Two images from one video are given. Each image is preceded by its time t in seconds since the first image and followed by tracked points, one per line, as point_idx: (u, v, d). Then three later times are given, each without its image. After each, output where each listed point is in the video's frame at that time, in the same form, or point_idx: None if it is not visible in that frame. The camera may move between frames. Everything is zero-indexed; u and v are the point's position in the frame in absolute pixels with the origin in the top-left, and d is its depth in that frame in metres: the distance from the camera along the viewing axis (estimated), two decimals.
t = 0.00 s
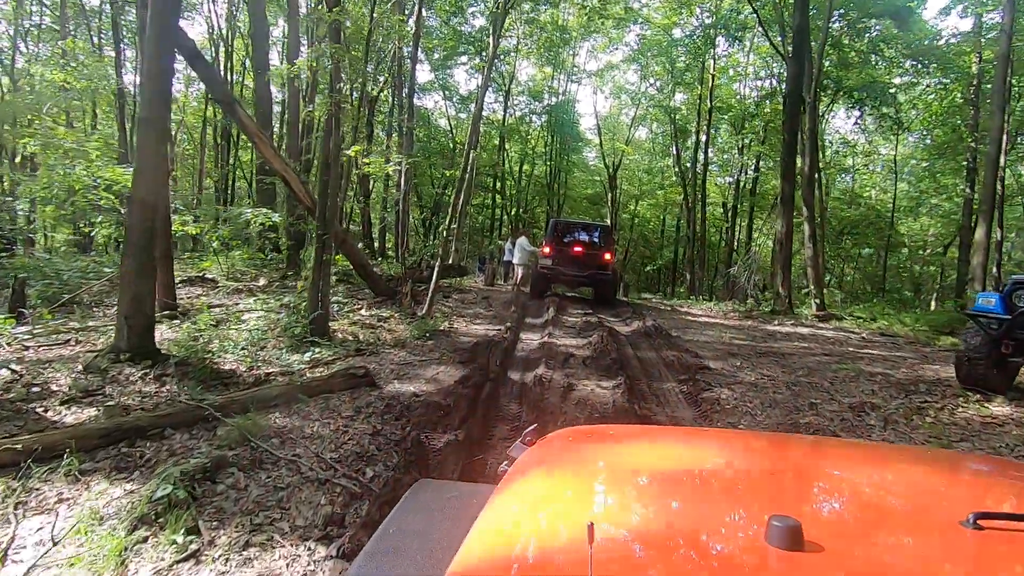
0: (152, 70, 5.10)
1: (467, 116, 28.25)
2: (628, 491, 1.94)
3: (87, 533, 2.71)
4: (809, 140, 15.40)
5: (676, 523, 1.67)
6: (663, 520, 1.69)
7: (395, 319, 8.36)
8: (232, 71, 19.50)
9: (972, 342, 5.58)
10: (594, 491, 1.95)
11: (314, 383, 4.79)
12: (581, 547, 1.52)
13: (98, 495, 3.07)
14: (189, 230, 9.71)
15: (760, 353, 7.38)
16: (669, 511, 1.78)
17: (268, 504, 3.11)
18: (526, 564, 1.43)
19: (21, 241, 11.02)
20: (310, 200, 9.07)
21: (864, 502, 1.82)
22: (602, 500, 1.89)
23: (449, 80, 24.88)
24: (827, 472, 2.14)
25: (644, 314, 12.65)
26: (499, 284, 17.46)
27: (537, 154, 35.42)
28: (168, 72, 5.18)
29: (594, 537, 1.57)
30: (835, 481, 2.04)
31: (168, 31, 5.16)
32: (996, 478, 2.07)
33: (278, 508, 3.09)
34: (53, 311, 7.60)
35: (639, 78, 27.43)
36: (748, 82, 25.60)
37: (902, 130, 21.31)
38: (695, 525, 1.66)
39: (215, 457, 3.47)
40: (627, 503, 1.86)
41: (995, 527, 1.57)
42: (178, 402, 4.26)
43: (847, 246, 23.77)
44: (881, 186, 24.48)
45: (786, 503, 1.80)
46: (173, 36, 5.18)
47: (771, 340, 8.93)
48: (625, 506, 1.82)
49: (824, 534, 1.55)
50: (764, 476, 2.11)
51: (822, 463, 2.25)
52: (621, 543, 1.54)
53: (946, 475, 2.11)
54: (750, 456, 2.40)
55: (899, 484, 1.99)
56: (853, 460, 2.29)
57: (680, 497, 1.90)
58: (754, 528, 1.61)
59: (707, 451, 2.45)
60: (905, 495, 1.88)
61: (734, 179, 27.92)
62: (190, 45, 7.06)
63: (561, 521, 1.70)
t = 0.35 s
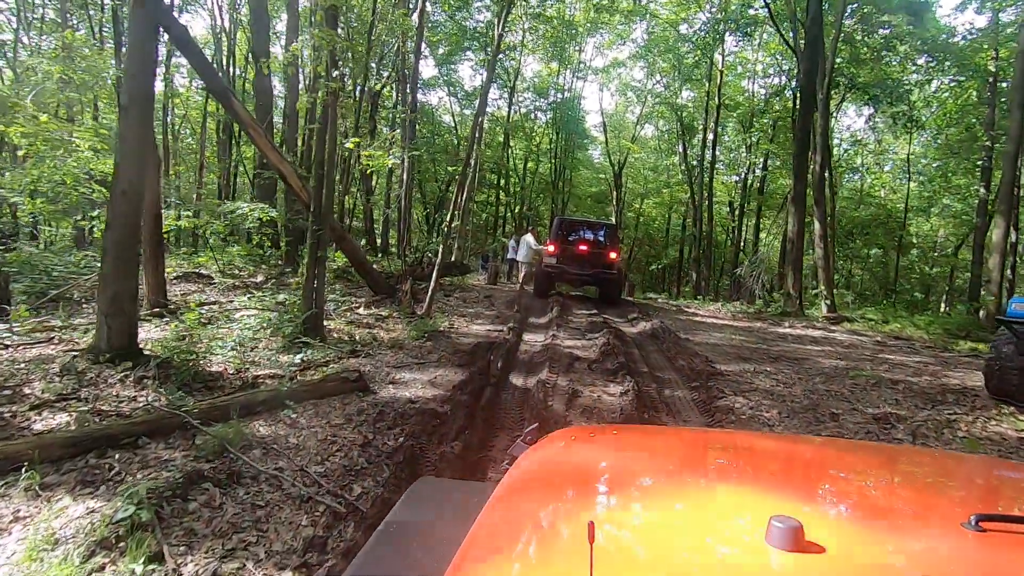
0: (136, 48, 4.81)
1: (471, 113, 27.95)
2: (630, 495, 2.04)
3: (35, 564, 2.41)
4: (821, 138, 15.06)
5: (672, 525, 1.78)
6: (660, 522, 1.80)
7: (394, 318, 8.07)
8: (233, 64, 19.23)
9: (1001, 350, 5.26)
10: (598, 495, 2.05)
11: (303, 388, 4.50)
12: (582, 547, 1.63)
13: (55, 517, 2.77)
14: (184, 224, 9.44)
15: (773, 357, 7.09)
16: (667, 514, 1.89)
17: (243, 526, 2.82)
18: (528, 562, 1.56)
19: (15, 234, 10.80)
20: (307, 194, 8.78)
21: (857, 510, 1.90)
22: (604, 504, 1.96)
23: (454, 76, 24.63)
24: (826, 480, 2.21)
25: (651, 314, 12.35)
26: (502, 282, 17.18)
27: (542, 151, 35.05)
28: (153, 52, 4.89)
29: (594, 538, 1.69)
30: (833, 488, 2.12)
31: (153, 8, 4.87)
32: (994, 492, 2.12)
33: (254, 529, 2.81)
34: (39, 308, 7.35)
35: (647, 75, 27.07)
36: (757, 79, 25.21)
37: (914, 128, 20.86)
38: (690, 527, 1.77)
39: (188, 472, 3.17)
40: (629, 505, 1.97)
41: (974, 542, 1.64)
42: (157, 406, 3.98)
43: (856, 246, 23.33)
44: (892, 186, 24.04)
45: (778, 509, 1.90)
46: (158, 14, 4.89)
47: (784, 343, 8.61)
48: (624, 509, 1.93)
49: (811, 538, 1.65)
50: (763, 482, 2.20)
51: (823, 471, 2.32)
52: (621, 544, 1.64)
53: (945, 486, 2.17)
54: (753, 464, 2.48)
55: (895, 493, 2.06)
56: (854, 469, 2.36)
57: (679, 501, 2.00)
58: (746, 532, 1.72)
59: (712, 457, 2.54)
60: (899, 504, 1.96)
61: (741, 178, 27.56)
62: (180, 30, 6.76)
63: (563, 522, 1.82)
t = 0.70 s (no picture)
0: (117, 29, 4.49)
1: (475, 110, 27.71)
2: (636, 487, 1.83)
3: None
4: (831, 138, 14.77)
5: (686, 518, 1.57)
6: (674, 514, 1.59)
7: (392, 319, 7.78)
8: (235, 58, 18.99)
9: None
10: (600, 486, 1.84)
11: (291, 395, 4.21)
12: (589, 545, 1.41)
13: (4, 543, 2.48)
14: (178, 219, 9.18)
15: (788, 363, 6.79)
16: (680, 505, 1.67)
17: (214, 554, 2.53)
18: (529, 562, 1.34)
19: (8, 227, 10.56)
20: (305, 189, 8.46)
21: (888, 498, 1.71)
22: (605, 497, 1.74)
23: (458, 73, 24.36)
24: (843, 466, 2.04)
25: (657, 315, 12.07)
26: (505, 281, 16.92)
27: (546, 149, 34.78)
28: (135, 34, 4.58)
29: (600, 534, 1.47)
30: (854, 476, 1.93)
31: None
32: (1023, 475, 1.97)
33: (227, 557, 2.53)
34: (24, 304, 7.08)
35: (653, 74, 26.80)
36: (765, 78, 24.90)
37: (926, 129, 20.49)
38: (705, 521, 1.55)
39: (158, 490, 2.88)
40: (635, 496, 1.75)
41: (1001, 521, 1.47)
42: (132, 415, 3.70)
43: (863, 248, 23.01)
44: (901, 188, 23.71)
45: (801, 498, 1.70)
46: None
47: (798, 347, 8.31)
48: (633, 502, 1.71)
49: (842, 527, 1.46)
50: (779, 470, 1.99)
51: (840, 458, 2.13)
52: (626, 540, 1.42)
53: (974, 472, 1.99)
54: (768, 451, 2.26)
55: (925, 479, 1.88)
56: (875, 457, 2.17)
57: (692, 492, 1.78)
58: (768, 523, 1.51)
59: (721, 445, 2.33)
60: (929, 491, 1.77)
61: (747, 178, 27.26)
62: (170, 15, 6.44)
63: (564, 517, 1.60)
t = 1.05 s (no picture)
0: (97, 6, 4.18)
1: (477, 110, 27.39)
2: (641, 487, 1.77)
3: None
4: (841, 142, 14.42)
5: (690, 516, 1.53)
6: (679, 513, 1.55)
7: (387, 321, 7.46)
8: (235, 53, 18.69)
9: None
10: (605, 486, 1.78)
11: (272, 403, 3.90)
12: (595, 545, 1.36)
13: None
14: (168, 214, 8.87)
15: (804, 374, 6.49)
16: (684, 504, 1.63)
17: None
18: (531, 561, 1.29)
19: None
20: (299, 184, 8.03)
21: (892, 497, 1.69)
22: (611, 496, 1.68)
23: (461, 72, 24.05)
24: (845, 463, 2.01)
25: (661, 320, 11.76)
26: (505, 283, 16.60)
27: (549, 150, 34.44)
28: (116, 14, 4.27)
29: (606, 533, 1.42)
30: (857, 473, 1.92)
31: None
32: None
33: None
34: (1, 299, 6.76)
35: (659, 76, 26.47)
36: (772, 81, 24.58)
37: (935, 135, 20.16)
38: (710, 520, 1.51)
39: (111, 514, 2.54)
40: (641, 496, 1.69)
41: (1001, 521, 1.46)
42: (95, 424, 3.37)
43: (869, 255, 22.63)
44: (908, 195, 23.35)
45: (807, 498, 1.65)
46: None
47: (809, 356, 8.00)
48: (637, 500, 1.67)
49: (849, 529, 1.42)
50: (783, 469, 1.95)
51: (843, 457, 2.10)
52: (633, 540, 1.38)
53: (977, 475, 1.95)
54: (771, 450, 2.21)
55: (927, 478, 1.87)
56: (876, 454, 2.15)
57: (698, 490, 1.75)
58: (770, 520, 1.49)
59: (723, 444, 2.26)
60: (932, 492, 1.74)
61: (752, 182, 26.91)
62: None
63: (569, 517, 1.54)
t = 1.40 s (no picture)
0: None
1: (480, 108, 26.97)
2: (646, 488, 1.48)
3: None
4: (853, 147, 14.03)
5: (698, 519, 1.26)
6: (685, 516, 1.28)
7: (380, 321, 7.13)
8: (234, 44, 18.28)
9: None
10: (606, 487, 1.50)
11: (247, 410, 3.57)
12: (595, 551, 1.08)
13: None
14: (156, 206, 8.54)
15: (816, 385, 6.16)
16: (691, 505, 1.36)
17: None
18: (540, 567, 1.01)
19: None
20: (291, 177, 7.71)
21: (921, 499, 1.45)
22: (615, 498, 1.39)
23: (464, 69, 23.65)
24: (866, 463, 1.77)
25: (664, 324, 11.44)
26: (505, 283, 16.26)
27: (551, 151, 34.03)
28: None
29: (609, 537, 1.15)
30: (873, 473, 1.66)
31: None
32: None
33: None
34: None
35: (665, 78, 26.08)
36: (780, 85, 24.18)
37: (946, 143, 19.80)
38: (717, 525, 1.24)
39: (44, 544, 2.22)
40: (645, 498, 1.41)
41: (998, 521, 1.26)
42: (49, 432, 3.06)
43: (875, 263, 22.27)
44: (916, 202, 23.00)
45: (827, 499, 1.40)
46: None
47: (820, 366, 7.68)
48: (642, 502, 1.39)
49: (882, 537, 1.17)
50: (797, 469, 1.68)
51: (858, 457, 1.84)
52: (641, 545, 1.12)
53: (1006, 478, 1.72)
54: (779, 449, 1.94)
55: (954, 480, 1.63)
56: (898, 453, 1.90)
57: (706, 491, 1.47)
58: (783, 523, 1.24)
59: (729, 442, 1.98)
60: (960, 495, 1.50)
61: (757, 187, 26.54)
62: None
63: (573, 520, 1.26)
